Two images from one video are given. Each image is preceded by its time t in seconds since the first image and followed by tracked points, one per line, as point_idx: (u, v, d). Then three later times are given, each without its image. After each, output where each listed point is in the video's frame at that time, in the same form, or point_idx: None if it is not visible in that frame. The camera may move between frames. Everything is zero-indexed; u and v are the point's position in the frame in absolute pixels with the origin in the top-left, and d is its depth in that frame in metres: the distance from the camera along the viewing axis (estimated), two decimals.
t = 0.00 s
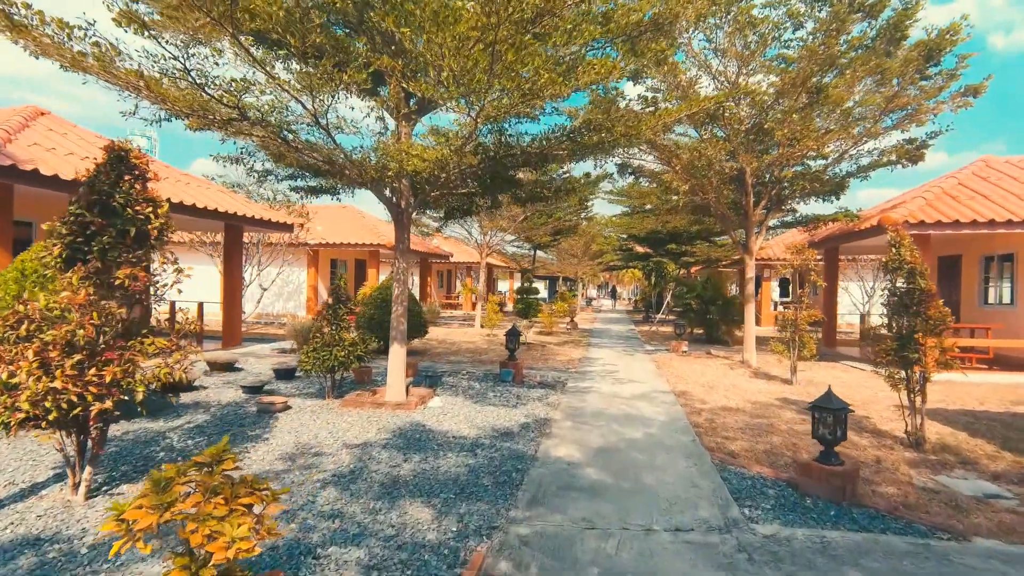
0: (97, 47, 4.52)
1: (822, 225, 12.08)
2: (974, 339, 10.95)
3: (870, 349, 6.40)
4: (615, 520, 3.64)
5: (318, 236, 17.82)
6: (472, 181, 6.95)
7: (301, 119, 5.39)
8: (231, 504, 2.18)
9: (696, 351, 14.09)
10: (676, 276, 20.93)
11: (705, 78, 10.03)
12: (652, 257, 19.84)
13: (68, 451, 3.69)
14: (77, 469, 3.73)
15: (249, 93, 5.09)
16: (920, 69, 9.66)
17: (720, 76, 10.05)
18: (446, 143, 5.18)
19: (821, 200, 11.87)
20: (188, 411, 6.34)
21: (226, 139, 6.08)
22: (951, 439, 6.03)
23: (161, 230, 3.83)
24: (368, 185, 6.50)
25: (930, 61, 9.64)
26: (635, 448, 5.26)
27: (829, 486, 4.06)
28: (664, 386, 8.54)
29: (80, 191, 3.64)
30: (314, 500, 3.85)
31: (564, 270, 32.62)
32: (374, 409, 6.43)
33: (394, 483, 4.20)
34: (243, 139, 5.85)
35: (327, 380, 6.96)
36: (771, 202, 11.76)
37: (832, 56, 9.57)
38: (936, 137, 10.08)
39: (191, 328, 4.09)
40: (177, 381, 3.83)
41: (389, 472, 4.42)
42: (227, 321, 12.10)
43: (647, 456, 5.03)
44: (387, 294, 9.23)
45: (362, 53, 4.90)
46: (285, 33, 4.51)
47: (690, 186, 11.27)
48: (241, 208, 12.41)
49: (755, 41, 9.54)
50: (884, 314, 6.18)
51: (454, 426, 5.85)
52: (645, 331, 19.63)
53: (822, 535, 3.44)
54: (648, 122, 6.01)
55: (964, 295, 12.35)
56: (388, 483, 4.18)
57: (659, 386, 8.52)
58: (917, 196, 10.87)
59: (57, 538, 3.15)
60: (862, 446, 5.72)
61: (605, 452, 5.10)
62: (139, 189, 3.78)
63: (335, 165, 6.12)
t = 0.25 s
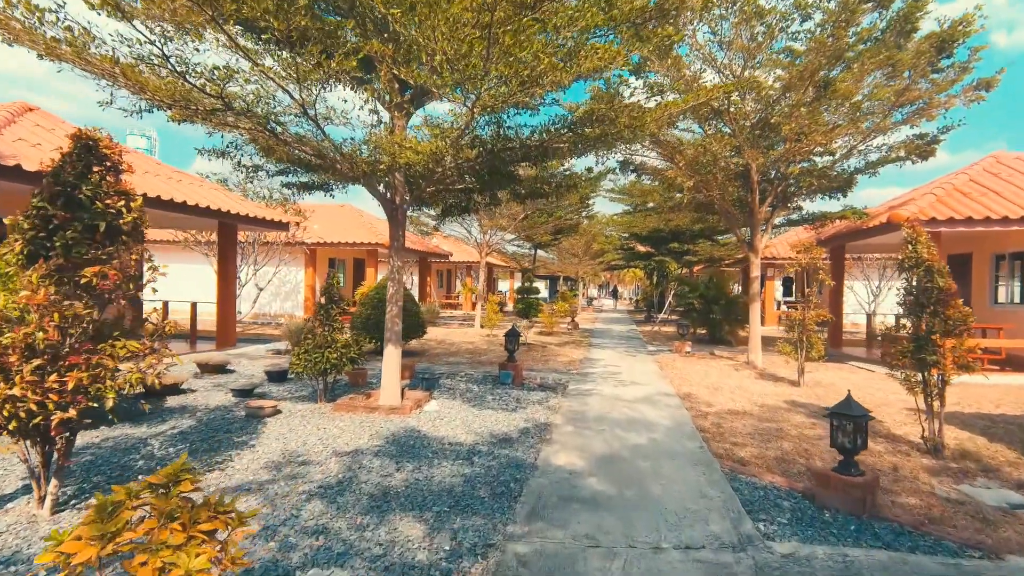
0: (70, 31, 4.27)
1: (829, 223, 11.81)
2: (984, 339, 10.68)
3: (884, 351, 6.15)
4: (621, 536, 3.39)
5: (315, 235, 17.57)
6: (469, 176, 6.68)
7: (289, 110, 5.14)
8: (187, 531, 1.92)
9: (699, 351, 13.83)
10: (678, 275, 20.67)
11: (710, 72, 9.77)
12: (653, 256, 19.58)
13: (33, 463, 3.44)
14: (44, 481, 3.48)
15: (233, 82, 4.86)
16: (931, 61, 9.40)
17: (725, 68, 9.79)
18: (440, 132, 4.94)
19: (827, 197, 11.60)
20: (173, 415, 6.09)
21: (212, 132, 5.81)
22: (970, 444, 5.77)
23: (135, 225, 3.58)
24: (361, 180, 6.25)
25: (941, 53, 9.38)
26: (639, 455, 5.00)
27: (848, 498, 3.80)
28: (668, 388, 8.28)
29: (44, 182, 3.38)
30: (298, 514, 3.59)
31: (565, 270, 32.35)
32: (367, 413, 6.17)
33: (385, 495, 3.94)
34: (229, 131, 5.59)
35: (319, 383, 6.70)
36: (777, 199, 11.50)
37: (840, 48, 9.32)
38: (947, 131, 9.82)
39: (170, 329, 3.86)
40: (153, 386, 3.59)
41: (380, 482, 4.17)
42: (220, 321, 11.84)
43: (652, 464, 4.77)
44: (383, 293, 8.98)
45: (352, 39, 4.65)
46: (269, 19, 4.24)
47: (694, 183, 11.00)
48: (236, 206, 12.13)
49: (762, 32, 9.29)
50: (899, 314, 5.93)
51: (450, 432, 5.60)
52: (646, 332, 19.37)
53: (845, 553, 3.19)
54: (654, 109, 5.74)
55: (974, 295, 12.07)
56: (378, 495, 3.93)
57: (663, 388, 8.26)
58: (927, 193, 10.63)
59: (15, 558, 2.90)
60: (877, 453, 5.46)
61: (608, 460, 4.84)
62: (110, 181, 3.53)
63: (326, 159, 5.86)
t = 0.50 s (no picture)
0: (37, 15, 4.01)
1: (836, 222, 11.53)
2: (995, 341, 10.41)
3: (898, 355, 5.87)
4: (624, 559, 3.12)
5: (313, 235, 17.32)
6: (465, 173, 6.41)
7: (273, 102, 4.88)
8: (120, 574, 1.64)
9: (702, 353, 13.55)
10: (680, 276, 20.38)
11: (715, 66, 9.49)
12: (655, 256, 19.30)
13: None
14: (3, 497, 3.13)
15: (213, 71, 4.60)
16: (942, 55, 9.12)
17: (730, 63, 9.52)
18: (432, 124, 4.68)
19: (834, 196, 11.33)
20: (155, 422, 5.83)
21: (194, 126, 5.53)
22: (989, 454, 5.50)
23: (99, 221, 3.31)
24: (352, 177, 5.98)
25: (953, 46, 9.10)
26: (643, 466, 4.73)
27: (868, 516, 3.54)
28: (671, 392, 8.01)
29: None
30: (275, 534, 3.32)
31: (565, 269, 32.07)
32: (358, 420, 5.90)
33: (371, 512, 3.67)
34: (212, 125, 5.32)
35: (309, 388, 6.44)
36: (782, 197, 11.22)
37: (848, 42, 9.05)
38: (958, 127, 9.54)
39: (148, 331, 3.62)
40: (121, 394, 3.36)
41: (366, 497, 3.90)
42: (212, 323, 11.59)
43: (657, 476, 4.51)
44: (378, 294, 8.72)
45: (339, 26, 4.39)
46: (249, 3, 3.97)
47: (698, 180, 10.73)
48: (229, 204, 11.86)
49: (767, 25, 9.01)
50: (915, 316, 5.65)
51: (444, 440, 5.34)
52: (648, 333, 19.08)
53: None
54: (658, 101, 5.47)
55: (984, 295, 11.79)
56: (363, 512, 3.66)
57: (666, 392, 7.99)
58: (937, 191, 10.35)
59: None
60: (892, 463, 5.19)
61: (609, 471, 4.58)
62: (72, 173, 3.26)
63: (315, 155, 5.59)
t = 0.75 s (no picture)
0: None
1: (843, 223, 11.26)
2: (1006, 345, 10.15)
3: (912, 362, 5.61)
4: None
5: (309, 235, 17.09)
6: (460, 172, 6.16)
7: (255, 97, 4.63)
8: None
9: (704, 356, 13.28)
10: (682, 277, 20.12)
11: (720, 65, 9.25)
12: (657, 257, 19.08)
13: None
14: None
15: (189, 64, 4.34)
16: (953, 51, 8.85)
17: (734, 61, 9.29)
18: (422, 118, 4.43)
19: (841, 196, 11.06)
20: (135, 432, 5.57)
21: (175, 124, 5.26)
22: (1008, 466, 5.23)
23: (54, 223, 3.04)
24: (342, 178, 5.73)
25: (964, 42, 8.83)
26: (644, 482, 4.47)
27: (887, 541, 3.28)
28: (673, 399, 7.76)
29: None
30: (246, 562, 3.07)
31: (566, 270, 31.89)
32: (347, 429, 5.65)
33: (352, 536, 3.41)
34: (192, 123, 5.06)
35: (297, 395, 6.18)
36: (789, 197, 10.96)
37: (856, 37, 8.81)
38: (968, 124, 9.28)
39: (113, 343, 3.38)
40: (81, 411, 3.13)
41: (347, 519, 3.65)
42: (205, 325, 11.36)
43: (659, 493, 4.25)
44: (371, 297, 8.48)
45: (321, 14, 4.13)
46: None
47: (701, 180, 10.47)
48: (222, 205, 11.61)
49: (773, 21, 8.76)
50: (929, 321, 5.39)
51: (435, 452, 5.08)
52: (649, 335, 18.81)
53: None
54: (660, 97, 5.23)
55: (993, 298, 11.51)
56: (344, 536, 3.40)
57: (668, 399, 7.73)
58: (947, 191, 10.08)
59: None
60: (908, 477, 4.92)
61: (609, 488, 4.32)
62: (26, 171, 3.01)
63: (302, 153, 5.33)
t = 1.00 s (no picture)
0: None
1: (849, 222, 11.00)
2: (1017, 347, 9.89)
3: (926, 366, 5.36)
4: None
5: (306, 235, 16.85)
6: (455, 168, 5.92)
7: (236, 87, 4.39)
8: None
9: (707, 358, 13.04)
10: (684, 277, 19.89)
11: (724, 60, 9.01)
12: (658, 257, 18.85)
13: None
14: None
15: (163, 51, 4.10)
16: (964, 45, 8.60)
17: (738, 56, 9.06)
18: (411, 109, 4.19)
19: (847, 194, 10.81)
20: (114, 439, 5.34)
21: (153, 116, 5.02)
22: None
23: (6, 218, 2.81)
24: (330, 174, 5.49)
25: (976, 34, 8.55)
26: (647, 495, 4.23)
27: (910, 562, 3.04)
28: (676, 403, 7.52)
29: None
30: None
31: (566, 270, 31.68)
32: (335, 436, 5.41)
33: (332, 555, 3.16)
34: (173, 115, 4.83)
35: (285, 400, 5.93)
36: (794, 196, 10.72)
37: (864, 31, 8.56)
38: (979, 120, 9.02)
39: (76, 347, 3.16)
40: (37, 421, 2.89)
41: (329, 536, 3.40)
42: (196, 326, 11.12)
43: (663, 506, 4.01)
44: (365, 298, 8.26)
45: None
46: None
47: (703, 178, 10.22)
48: (214, 204, 11.36)
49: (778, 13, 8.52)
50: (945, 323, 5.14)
51: (426, 461, 4.83)
52: (650, 335, 18.56)
53: None
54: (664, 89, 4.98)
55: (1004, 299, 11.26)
56: (324, 556, 3.15)
57: (671, 403, 7.49)
58: (956, 188, 9.83)
59: None
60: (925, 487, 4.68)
61: (610, 501, 4.08)
62: None
63: (287, 147, 5.09)
